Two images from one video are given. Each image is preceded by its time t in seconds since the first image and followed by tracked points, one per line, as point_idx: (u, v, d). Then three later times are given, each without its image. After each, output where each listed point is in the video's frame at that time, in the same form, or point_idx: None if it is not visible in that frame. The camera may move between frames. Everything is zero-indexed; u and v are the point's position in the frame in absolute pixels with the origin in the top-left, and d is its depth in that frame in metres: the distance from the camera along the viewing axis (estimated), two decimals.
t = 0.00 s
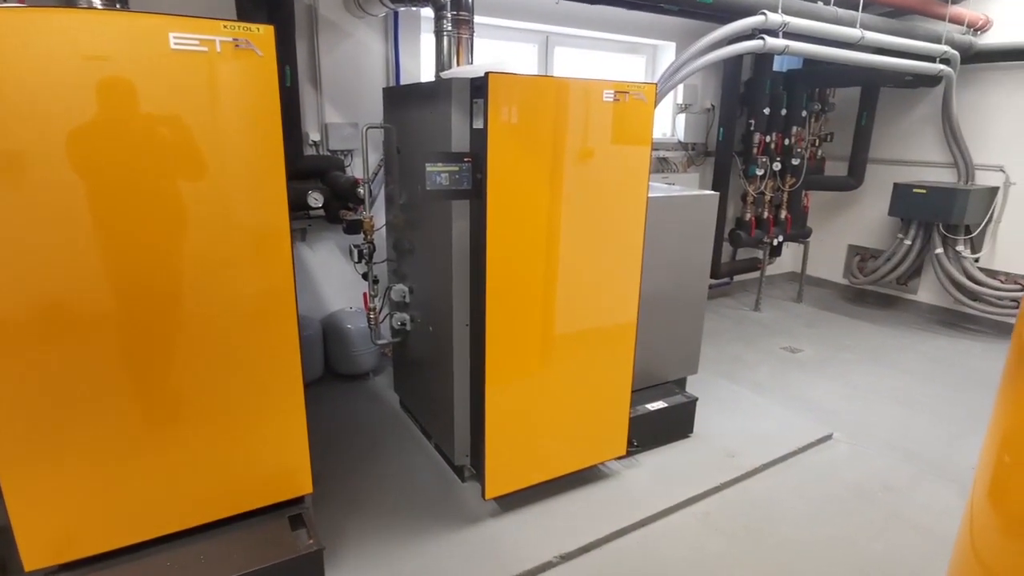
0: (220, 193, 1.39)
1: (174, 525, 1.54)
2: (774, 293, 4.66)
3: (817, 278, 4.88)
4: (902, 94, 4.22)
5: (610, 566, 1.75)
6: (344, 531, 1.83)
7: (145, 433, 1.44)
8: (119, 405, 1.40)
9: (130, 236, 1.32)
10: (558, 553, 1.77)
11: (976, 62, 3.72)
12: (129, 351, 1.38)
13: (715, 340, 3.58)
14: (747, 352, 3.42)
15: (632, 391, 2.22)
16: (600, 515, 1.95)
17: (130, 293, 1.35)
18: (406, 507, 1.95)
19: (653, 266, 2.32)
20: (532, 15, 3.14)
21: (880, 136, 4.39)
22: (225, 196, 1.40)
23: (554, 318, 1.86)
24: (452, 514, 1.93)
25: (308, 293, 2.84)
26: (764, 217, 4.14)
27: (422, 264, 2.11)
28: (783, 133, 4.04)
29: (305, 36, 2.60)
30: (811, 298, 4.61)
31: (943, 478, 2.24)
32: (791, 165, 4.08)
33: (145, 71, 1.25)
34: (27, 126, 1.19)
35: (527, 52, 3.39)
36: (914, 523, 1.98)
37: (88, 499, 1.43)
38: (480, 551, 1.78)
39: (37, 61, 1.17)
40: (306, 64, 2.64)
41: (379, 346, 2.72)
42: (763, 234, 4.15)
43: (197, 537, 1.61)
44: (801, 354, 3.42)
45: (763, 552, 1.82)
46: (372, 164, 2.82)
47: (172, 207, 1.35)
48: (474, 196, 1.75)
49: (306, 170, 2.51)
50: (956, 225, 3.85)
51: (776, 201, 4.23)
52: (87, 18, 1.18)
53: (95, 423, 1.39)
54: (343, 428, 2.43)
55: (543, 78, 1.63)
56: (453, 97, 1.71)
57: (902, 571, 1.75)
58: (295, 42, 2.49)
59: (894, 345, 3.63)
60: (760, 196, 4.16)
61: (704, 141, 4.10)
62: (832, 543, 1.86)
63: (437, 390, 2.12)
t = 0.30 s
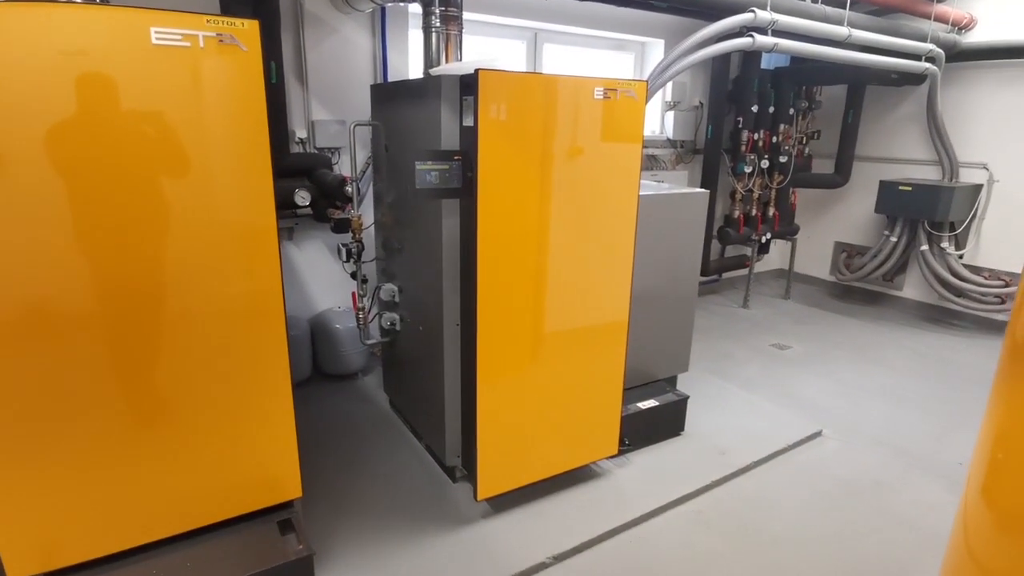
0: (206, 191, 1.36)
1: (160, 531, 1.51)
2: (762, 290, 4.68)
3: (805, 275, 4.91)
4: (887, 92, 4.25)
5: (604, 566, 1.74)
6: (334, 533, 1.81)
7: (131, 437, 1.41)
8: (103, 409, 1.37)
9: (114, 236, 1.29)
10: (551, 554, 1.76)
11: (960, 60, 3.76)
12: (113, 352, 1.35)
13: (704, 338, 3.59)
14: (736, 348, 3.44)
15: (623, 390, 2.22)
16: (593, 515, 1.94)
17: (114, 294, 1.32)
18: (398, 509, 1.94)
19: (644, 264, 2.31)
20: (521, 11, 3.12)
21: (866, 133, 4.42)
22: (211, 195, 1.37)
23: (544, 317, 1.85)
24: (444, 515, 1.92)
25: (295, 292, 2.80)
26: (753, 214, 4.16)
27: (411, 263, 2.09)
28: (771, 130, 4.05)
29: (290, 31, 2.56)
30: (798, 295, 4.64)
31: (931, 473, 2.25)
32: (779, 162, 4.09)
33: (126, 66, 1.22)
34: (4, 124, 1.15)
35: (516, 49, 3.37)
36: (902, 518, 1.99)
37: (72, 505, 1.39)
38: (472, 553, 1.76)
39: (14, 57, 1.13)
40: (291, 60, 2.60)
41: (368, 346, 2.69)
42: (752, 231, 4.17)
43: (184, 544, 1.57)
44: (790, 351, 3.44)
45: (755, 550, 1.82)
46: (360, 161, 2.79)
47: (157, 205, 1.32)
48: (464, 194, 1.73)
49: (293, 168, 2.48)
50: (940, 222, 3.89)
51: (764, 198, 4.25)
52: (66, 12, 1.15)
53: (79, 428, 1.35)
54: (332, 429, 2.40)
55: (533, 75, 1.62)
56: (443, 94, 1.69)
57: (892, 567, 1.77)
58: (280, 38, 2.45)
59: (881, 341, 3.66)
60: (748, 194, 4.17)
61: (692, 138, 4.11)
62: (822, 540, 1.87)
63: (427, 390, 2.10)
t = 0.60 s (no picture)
0: (193, 189, 1.33)
1: (149, 538, 1.48)
2: (752, 288, 4.70)
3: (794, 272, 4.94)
4: (875, 90, 4.27)
5: (598, 567, 1.73)
6: (326, 537, 1.78)
7: (117, 441, 1.38)
8: (88, 413, 1.34)
9: (98, 236, 1.26)
10: (545, 556, 1.74)
11: (948, 59, 3.79)
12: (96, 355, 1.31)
13: (695, 336, 3.60)
14: (726, 346, 3.45)
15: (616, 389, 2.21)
16: (587, 515, 1.93)
17: (98, 295, 1.29)
18: (389, 512, 1.91)
19: (637, 262, 2.31)
20: (512, 8, 3.10)
21: (854, 131, 4.45)
22: (197, 194, 1.34)
23: (536, 317, 1.83)
24: (437, 517, 1.90)
25: (283, 292, 2.76)
26: (743, 212, 4.17)
27: (402, 262, 2.06)
28: (761, 128, 4.06)
29: (278, 26, 2.52)
30: (788, 292, 4.67)
31: (921, 470, 2.27)
32: (769, 160, 4.10)
33: (109, 61, 1.19)
34: None
35: (506, 46, 3.35)
36: (894, 515, 2.00)
37: (55, 512, 1.36)
38: (467, 556, 1.74)
39: None
40: (279, 56, 2.56)
41: (358, 346, 2.66)
42: (742, 229, 4.18)
43: (171, 551, 1.54)
44: (780, 348, 3.45)
45: (749, 548, 1.82)
46: (349, 159, 2.76)
47: (141, 204, 1.29)
48: (456, 193, 1.71)
49: (281, 166, 2.44)
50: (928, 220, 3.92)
51: (754, 196, 4.26)
52: (46, 6, 1.12)
53: (64, 434, 1.32)
54: (322, 430, 2.37)
55: (524, 72, 1.60)
56: (434, 90, 1.66)
57: (885, 564, 1.77)
58: (268, 33, 2.41)
59: (870, 338, 3.69)
60: (738, 192, 4.18)
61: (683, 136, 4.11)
62: (816, 538, 1.87)
63: (418, 391, 2.07)
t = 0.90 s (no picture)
0: (182, 189, 1.30)
1: (137, 545, 1.45)
2: (744, 287, 4.71)
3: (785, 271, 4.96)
4: (866, 89, 4.29)
5: (592, 570, 1.71)
6: (317, 540, 1.76)
7: (104, 447, 1.35)
8: (74, 418, 1.31)
9: (83, 237, 1.23)
10: (539, 559, 1.73)
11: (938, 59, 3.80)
12: (81, 357, 1.28)
13: (687, 334, 3.60)
14: (719, 345, 3.45)
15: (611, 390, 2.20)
16: (581, 516, 1.92)
17: (84, 298, 1.26)
18: (382, 515, 1.89)
19: (631, 262, 2.30)
20: (505, 5, 3.08)
21: (845, 130, 4.46)
22: (185, 193, 1.31)
23: (530, 317, 1.81)
24: (430, 520, 1.88)
25: (274, 291, 2.73)
26: (735, 211, 4.17)
27: (394, 261, 2.04)
28: (753, 127, 4.06)
29: (267, 22, 2.49)
30: (779, 291, 4.68)
31: (913, 468, 2.28)
32: (761, 159, 4.10)
33: (94, 56, 1.16)
34: None
35: (499, 44, 3.33)
36: (888, 514, 2.01)
37: (40, 519, 1.33)
38: (460, 558, 1.73)
39: None
40: (269, 52, 2.52)
41: (350, 346, 2.63)
42: (734, 228, 4.18)
43: (159, 558, 1.51)
44: (773, 347, 3.46)
45: (745, 549, 1.82)
46: (341, 157, 2.72)
47: (128, 204, 1.26)
48: (450, 191, 1.68)
49: (271, 164, 2.41)
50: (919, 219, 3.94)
51: (746, 195, 4.26)
52: None
53: (48, 440, 1.29)
54: (313, 432, 2.34)
55: (518, 68, 1.58)
56: (427, 88, 1.64)
57: (879, 563, 1.77)
58: (257, 29, 2.37)
59: (862, 336, 3.70)
60: (731, 190, 4.18)
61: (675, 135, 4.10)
62: (811, 538, 1.87)
63: (411, 391, 2.05)
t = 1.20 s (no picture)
0: (173, 188, 1.28)
1: (128, 550, 1.43)
2: (738, 286, 4.72)
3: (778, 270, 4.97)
4: (859, 90, 4.31)
5: (588, 572, 1.71)
6: (311, 543, 1.75)
7: (96, 451, 1.33)
8: (65, 422, 1.28)
9: (73, 237, 1.21)
10: (534, 561, 1.72)
11: (930, 59, 3.83)
12: (69, 358, 1.26)
13: (680, 334, 3.60)
14: (712, 344, 3.45)
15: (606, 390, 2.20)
16: (577, 518, 1.91)
17: (74, 299, 1.24)
18: (377, 517, 1.88)
19: (627, 262, 2.29)
20: (499, 4, 3.07)
21: (838, 130, 4.48)
22: (177, 192, 1.29)
23: (524, 318, 1.80)
24: (425, 522, 1.86)
25: (266, 292, 2.71)
26: (729, 210, 4.18)
27: (388, 261, 2.02)
28: (747, 126, 4.06)
29: (259, 19, 2.46)
30: (772, 290, 4.69)
31: (907, 467, 2.28)
32: (755, 159, 4.11)
33: (83, 53, 1.14)
34: None
35: (492, 42, 3.32)
36: (882, 513, 2.01)
37: (28, 525, 1.30)
38: (456, 561, 1.72)
39: None
40: (260, 50, 2.49)
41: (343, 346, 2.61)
42: (728, 227, 4.18)
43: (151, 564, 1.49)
44: (766, 347, 3.46)
45: (740, 550, 1.81)
46: (334, 156, 2.70)
47: (118, 203, 1.24)
48: (445, 191, 1.67)
49: (263, 163, 2.39)
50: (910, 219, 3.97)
51: (740, 194, 4.27)
52: None
53: (38, 444, 1.27)
54: (307, 433, 2.32)
55: (512, 67, 1.57)
56: (422, 87, 1.63)
57: (874, 563, 1.78)
58: (248, 27, 2.35)
59: (855, 336, 3.72)
60: (724, 190, 4.18)
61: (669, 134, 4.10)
62: (806, 539, 1.87)
63: (405, 393, 2.04)
